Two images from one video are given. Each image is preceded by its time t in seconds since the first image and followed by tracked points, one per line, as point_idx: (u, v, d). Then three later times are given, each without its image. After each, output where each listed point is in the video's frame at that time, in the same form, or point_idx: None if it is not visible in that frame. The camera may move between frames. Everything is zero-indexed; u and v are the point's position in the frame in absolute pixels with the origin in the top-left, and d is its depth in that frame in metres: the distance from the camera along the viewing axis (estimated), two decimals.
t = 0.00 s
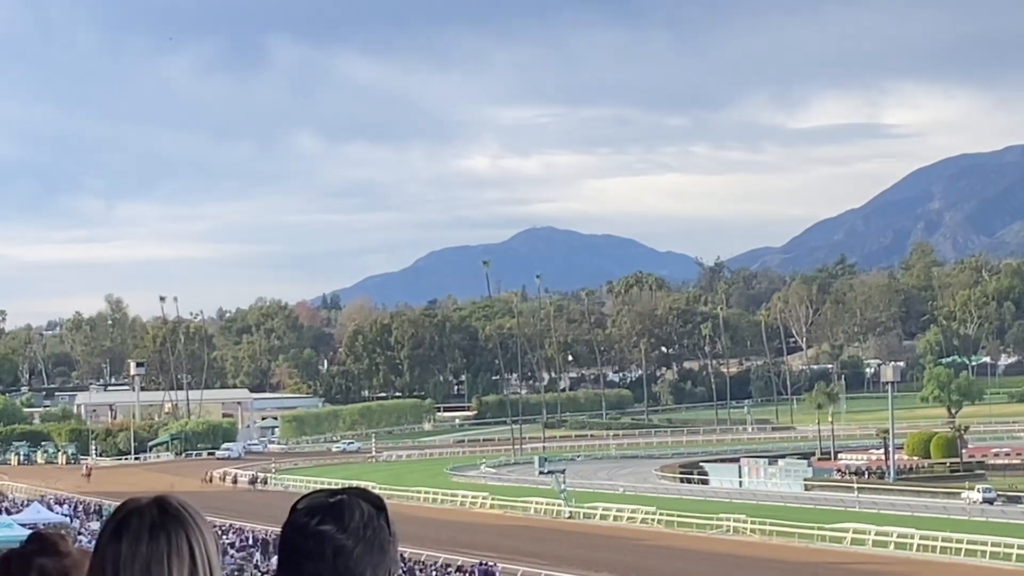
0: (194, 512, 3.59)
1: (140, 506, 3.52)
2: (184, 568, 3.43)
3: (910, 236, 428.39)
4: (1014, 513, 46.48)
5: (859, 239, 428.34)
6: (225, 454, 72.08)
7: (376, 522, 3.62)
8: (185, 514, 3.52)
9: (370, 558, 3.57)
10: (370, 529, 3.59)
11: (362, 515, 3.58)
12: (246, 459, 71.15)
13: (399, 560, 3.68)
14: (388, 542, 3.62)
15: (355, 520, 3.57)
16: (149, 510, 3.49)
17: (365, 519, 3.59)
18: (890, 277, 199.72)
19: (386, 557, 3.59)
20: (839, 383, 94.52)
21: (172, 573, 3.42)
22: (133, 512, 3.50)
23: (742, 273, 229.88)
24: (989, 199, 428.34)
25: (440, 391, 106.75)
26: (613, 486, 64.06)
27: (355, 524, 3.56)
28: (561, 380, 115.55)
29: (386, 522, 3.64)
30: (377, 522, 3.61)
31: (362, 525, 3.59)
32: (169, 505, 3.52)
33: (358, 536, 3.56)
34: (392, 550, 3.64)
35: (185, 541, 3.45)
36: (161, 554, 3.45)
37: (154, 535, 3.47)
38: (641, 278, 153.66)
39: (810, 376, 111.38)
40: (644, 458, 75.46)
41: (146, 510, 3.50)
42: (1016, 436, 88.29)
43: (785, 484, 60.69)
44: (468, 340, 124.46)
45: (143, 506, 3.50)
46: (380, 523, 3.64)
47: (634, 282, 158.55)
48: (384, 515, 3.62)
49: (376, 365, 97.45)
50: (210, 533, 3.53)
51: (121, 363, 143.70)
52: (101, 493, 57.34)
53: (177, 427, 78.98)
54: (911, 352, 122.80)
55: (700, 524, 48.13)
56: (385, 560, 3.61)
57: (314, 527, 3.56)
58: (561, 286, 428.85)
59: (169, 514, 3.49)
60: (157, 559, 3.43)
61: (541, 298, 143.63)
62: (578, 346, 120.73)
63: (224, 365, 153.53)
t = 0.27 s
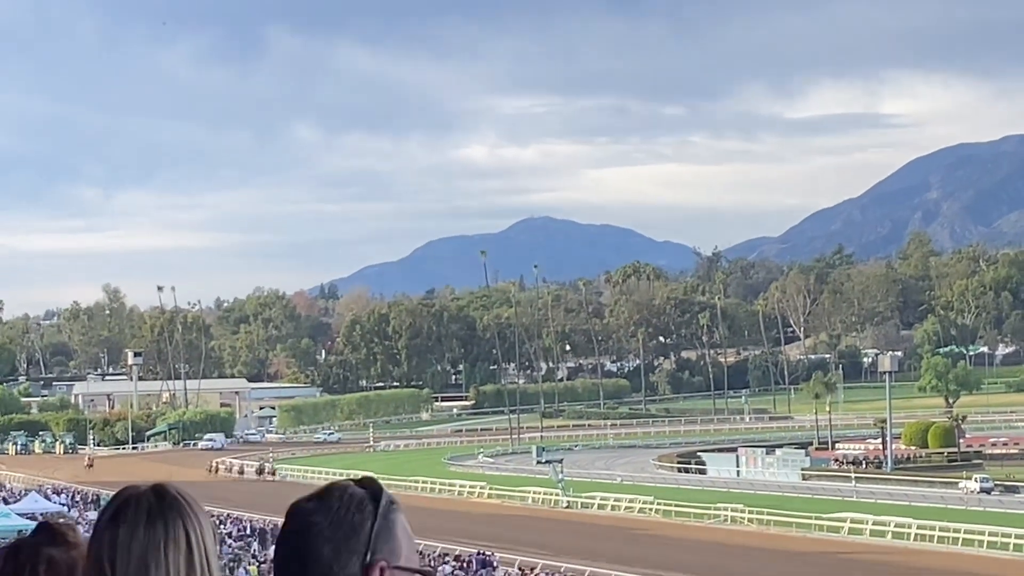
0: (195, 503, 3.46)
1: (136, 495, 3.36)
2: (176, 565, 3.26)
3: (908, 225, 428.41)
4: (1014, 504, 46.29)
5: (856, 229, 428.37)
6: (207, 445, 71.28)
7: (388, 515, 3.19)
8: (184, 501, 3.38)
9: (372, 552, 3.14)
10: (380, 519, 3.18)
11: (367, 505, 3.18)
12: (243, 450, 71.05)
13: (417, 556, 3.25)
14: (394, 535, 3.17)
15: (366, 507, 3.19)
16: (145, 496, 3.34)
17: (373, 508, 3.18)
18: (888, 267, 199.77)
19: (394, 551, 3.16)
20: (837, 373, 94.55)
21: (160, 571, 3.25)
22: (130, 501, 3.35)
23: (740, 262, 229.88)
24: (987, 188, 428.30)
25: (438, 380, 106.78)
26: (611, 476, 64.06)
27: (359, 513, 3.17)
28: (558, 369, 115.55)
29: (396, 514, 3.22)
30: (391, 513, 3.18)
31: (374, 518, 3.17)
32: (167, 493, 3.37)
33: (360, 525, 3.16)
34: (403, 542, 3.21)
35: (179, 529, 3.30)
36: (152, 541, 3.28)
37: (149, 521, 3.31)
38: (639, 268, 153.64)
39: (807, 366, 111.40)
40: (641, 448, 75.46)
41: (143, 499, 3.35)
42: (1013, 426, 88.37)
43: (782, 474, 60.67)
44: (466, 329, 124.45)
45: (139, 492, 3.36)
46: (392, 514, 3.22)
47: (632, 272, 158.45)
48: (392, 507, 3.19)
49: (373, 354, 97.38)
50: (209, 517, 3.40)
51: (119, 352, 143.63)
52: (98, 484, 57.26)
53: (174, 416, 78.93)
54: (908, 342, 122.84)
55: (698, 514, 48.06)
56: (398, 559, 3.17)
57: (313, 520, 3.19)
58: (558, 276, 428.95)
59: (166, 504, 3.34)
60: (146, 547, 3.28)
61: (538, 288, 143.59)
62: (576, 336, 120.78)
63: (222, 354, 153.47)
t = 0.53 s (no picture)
0: (195, 495, 3.37)
1: (140, 483, 3.28)
2: (174, 555, 3.15)
3: (903, 216, 428.41)
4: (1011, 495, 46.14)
5: (852, 219, 428.36)
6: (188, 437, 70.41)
7: (416, 512, 3.05)
8: (185, 492, 3.28)
9: (402, 549, 2.99)
10: (407, 517, 3.04)
11: (394, 500, 3.03)
12: (239, 441, 70.92)
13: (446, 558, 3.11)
14: (426, 532, 3.05)
15: (393, 501, 3.03)
16: (149, 485, 3.26)
17: (399, 502, 3.03)
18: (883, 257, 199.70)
19: (423, 549, 3.02)
20: (832, 364, 94.46)
21: (156, 562, 3.14)
22: (134, 487, 3.26)
23: (735, 253, 229.64)
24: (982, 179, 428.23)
25: (434, 370, 106.62)
26: (607, 466, 63.93)
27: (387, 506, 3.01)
28: (554, 360, 115.35)
29: (427, 513, 3.08)
30: (418, 511, 3.05)
31: (399, 511, 3.03)
32: (169, 483, 3.29)
33: (385, 519, 3.00)
34: (435, 542, 3.08)
35: (182, 515, 3.20)
36: (153, 527, 3.18)
37: (150, 507, 3.21)
38: (635, 258, 153.43)
39: (802, 357, 111.28)
40: (637, 439, 75.32)
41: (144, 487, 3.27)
42: (1009, 416, 88.29)
43: (778, 465, 60.52)
44: (462, 320, 124.20)
45: (143, 479, 3.28)
46: (420, 511, 3.07)
47: (627, 262, 158.30)
48: (420, 504, 3.05)
49: (369, 345, 97.22)
50: (210, 510, 3.32)
51: (114, 343, 143.33)
52: (94, 474, 57.12)
53: (170, 407, 78.75)
54: (903, 333, 122.74)
55: (694, 505, 47.93)
56: (425, 557, 3.05)
57: (337, 506, 3.04)
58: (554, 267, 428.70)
59: (169, 492, 3.24)
60: (135, 528, 3.18)
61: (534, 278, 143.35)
62: (571, 327, 120.57)
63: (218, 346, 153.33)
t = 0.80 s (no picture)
0: (192, 489, 3.36)
1: (136, 478, 3.27)
2: (167, 553, 3.16)
3: (897, 209, 428.38)
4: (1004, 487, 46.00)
5: (845, 212, 428.34)
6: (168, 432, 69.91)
7: (420, 498, 3.04)
8: (181, 486, 3.28)
9: (404, 542, 2.98)
10: (413, 504, 3.03)
11: (400, 489, 3.01)
12: (232, 434, 70.67)
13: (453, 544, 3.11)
14: (433, 522, 3.05)
15: (396, 492, 3.02)
16: (145, 481, 3.26)
17: (402, 490, 3.02)
18: (877, 250, 199.58)
19: (428, 538, 3.03)
20: (826, 357, 94.24)
21: (152, 555, 3.15)
22: (129, 483, 3.26)
23: (729, 245, 229.43)
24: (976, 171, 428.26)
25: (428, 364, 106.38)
26: (601, 459, 63.76)
27: (392, 497, 2.99)
28: (548, 353, 115.07)
29: (433, 500, 3.09)
30: (423, 499, 3.05)
31: (404, 502, 3.02)
32: (165, 478, 3.29)
33: (387, 511, 2.98)
34: (441, 530, 3.08)
35: (178, 511, 3.21)
36: (149, 521, 3.18)
37: (144, 502, 3.21)
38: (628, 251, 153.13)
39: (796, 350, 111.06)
40: (631, 432, 75.15)
41: (141, 481, 3.27)
42: (1003, 409, 88.11)
43: (772, 458, 60.39)
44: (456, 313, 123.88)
45: (139, 474, 3.28)
46: (424, 501, 3.07)
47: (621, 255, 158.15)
48: (425, 493, 3.05)
49: (362, 338, 96.89)
50: (204, 507, 3.32)
51: (107, 336, 142.84)
52: (87, 467, 56.90)
53: (164, 400, 78.55)
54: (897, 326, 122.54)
55: (688, 498, 47.73)
56: (435, 542, 3.06)
57: (336, 499, 3.02)
58: (548, 260, 428.74)
59: (165, 487, 3.25)
60: (130, 526, 3.18)
61: (528, 271, 143.03)
62: (565, 320, 120.27)
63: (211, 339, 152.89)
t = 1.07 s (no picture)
0: (185, 484, 3.46)
1: (129, 472, 3.39)
2: (161, 545, 3.26)
3: (888, 205, 428.37)
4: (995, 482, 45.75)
5: (836, 208, 428.34)
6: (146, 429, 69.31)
7: (417, 478, 3.11)
8: (173, 482, 3.38)
9: (389, 527, 3.05)
10: (406, 490, 3.10)
11: (389, 475, 3.08)
12: (223, 430, 70.39)
13: (452, 527, 3.16)
14: (426, 503, 3.11)
15: (391, 475, 3.08)
16: (138, 475, 3.35)
17: (394, 474, 3.09)
18: (868, 246, 199.37)
19: (422, 521, 3.08)
20: (817, 353, 93.96)
21: (147, 546, 3.26)
22: (126, 476, 3.36)
23: (720, 241, 229.17)
24: (966, 166, 428.34)
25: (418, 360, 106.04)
26: (592, 455, 63.55)
27: (380, 487, 3.07)
28: (539, 350, 114.69)
29: (430, 485, 3.15)
30: (418, 483, 3.11)
31: (400, 483, 3.08)
32: (158, 472, 3.39)
33: (374, 498, 3.06)
34: (438, 510, 3.14)
35: (171, 504, 3.31)
36: (144, 516, 3.28)
37: (137, 497, 3.31)
38: (619, 247, 152.79)
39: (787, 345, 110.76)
40: (622, 427, 74.93)
41: (136, 475, 3.37)
42: (994, 404, 87.89)
43: (763, 454, 60.19)
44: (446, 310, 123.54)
45: (132, 469, 3.37)
46: (418, 484, 3.14)
47: (612, 251, 157.92)
48: (416, 475, 3.11)
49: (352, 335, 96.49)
50: (198, 503, 3.42)
51: (98, 332, 142.27)
52: (78, 463, 56.62)
53: (155, 397, 78.24)
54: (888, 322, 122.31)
55: (680, 494, 47.62)
56: (433, 525, 3.11)
57: (324, 493, 3.12)
58: (539, 256, 428.60)
59: (158, 479, 3.35)
60: (122, 519, 3.29)
61: (519, 267, 142.67)
62: (556, 316, 119.87)
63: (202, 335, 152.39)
